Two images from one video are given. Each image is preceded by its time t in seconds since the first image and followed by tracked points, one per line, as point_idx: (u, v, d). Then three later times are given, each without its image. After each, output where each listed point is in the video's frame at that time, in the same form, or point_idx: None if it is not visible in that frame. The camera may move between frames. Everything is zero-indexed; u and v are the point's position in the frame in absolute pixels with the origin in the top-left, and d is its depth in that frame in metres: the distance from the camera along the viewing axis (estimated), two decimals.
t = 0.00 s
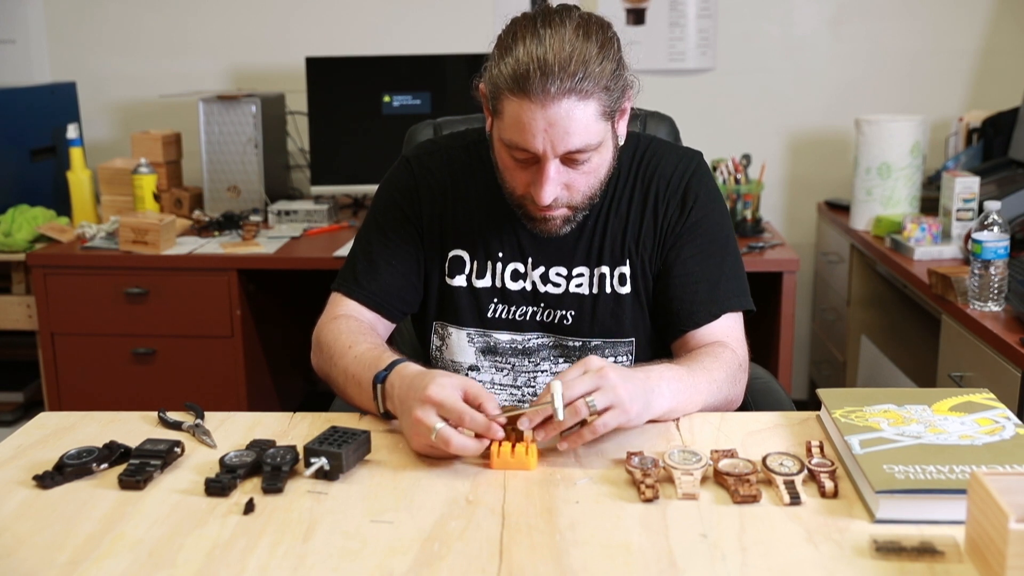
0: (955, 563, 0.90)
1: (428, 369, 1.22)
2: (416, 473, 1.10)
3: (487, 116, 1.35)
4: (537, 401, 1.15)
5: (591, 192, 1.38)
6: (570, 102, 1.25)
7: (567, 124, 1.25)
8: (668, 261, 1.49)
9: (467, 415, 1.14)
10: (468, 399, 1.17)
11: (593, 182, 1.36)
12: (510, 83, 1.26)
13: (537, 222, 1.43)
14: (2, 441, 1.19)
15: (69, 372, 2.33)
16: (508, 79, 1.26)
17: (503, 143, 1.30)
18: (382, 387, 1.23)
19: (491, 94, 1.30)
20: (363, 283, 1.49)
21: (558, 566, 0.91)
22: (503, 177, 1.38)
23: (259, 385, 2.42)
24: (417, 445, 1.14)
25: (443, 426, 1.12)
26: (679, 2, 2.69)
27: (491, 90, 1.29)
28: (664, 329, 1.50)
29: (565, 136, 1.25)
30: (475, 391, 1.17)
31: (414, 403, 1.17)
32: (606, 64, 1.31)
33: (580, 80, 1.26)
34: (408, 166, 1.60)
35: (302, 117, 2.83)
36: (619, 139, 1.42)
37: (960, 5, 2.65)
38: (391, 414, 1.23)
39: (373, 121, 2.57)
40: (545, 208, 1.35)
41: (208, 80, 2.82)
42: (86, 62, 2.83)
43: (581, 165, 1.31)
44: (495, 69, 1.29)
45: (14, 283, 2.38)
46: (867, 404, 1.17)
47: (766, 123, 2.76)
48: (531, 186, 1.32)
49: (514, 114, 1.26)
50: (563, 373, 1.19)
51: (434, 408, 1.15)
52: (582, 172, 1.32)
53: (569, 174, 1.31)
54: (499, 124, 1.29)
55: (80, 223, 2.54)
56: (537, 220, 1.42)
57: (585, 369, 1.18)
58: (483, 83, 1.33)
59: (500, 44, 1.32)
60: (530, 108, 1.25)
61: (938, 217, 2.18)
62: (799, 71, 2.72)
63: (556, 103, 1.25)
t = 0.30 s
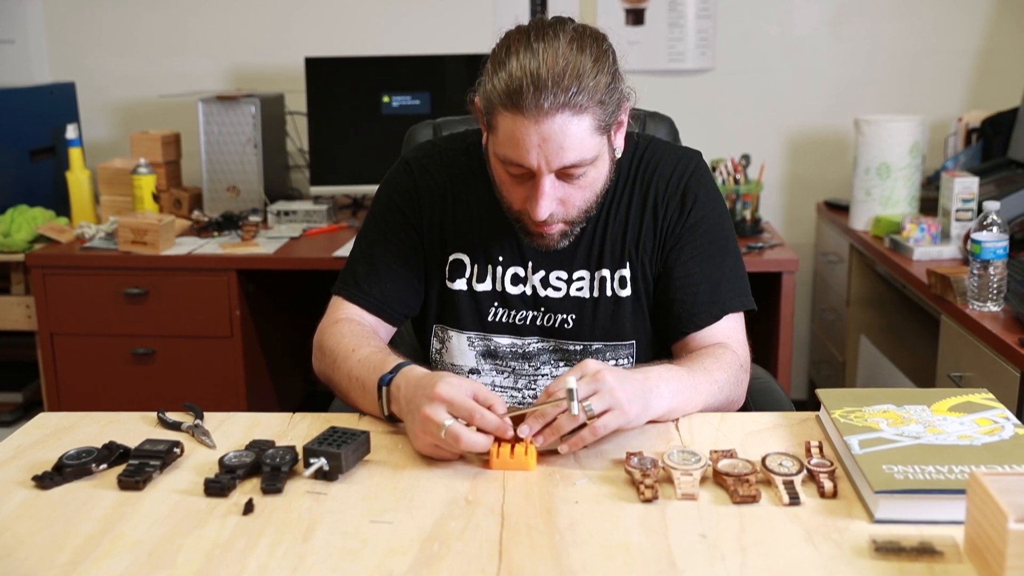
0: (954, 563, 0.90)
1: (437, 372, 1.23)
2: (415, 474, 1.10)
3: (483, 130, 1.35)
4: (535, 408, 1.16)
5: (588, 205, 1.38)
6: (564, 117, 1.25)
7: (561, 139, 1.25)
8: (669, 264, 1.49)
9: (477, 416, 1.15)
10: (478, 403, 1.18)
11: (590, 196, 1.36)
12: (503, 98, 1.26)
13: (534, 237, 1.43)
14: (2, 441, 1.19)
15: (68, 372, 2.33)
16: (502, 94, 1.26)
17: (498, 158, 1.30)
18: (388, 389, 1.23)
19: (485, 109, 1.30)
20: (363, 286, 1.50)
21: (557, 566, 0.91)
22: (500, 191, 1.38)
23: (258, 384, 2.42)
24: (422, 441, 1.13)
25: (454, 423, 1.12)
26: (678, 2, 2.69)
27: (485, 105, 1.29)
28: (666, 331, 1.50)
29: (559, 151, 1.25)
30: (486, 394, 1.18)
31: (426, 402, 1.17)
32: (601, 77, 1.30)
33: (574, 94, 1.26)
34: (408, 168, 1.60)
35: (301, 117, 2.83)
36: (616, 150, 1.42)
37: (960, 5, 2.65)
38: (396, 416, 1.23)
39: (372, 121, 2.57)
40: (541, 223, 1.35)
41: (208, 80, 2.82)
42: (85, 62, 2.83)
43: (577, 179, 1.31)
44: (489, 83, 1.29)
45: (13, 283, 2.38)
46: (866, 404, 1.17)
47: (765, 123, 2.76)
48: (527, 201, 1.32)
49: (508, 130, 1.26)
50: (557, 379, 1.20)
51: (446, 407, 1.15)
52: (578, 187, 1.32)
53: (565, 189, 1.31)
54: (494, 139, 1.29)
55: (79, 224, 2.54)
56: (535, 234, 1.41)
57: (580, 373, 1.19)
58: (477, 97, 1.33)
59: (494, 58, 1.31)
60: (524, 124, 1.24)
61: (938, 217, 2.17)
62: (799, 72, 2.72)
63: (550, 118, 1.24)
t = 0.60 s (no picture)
0: (954, 563, 0.90)
1: (438, 371, 1.23)
2: (414, 473, 1.10)
3: (480, 137, 1.35)
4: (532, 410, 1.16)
5: (586, 213, 1.38)
6: (561, 126, 1.25)
7: (558, 149, 1.25)
8: (668, 265, 1.49)
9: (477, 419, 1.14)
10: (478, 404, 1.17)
11: (588, 204, 1.36)
12: (501, 107, 1.26)
13: (532, 244, 1.42)
14: (1, 441, 1.19)
15: (67, 372, 2.33)
16: (499, 102, 1.26)
17: (495, 167, 1.30)
18: (389, 389, 1.23)
19: (483, 117, 1.30)
20: (363, 287, 1.50)
21: (556, 566, 0.91)
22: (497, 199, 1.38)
23: (258, 384, 2.41)
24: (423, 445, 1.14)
25: (455, 428, 1.12)
26: (677, 2, 2.69)
27: (482, 113, 1.29)
28: (666, 332, 1.51)
29: (556, 160, 1.25)
30: (485, 395, 1.18)
31: (426, 405, 1.16)
32: (599, 85, 1.30)
33: (571, 103, 1.26)
34: (407, 168, 1.60)
35: (300, 117, 2.83)
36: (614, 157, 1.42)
37: (958, 5, 2.65)
38: (398, 415, 1.23)
39: (370, 120, 2.57)
40: (539, 231, 1.35)
41: (207, 80, 2.82)
42: (84, 62, 2.83)
43: (575, 188, 1.31)
44: (486, 91, 1.28)
45: (13, 283, 2.38)
46: (864, 403, 1.17)
47: (764, 123, 2.76)
48: (524, 210, 1.32)
49: (506, 139, 1.26)
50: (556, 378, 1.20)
51: (446, 411, 1.15)
52: (575, 196, 1.32)
53: (563, 198, 1.31)
54: (491, 148, 1.29)
55: (78, 224, 2.53)
56: (533, 242, 1.42)
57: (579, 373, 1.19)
58: (475, 104, 1.33)
59: (491, 65, 1.31)
60: (522, 133, 1.24)
61: (937, 217, 2.17)
62: (798, 71, 2.73)
63: (547, 127, 1.24)
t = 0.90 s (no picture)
0: (953, 563, 0.90)
1: (424, 369, 1.22)
2: (414, 474, 1.10)
3: (473, 144, 1.34)
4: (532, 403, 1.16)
5: (582, 217, 1.38)
6: (554, 133, 1.24)
7: (552, 156, 1.25)
8: (666, 264, 1.49)
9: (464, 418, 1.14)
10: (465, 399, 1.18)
11: (583, 208, 1.36)
12: (493, 115, 1.26)
13: (527, 250, 1.42)
14: (1, 441, 1.19)
15: (67, 372, 2.33)
16: (491, 110, 1.26)
17: (489, 174, 1.29)
18: (379, 390, 1.23)
19: (475, 125, 1.30)
20: (360, 293, 1.50)
21: (556, 566, 0.91)
22: (492, 205, 1.38)
23: (258, 384, 2.41)
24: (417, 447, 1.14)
25: (442, 429, 1.12)
26: (678, 2, 2.69)
27: (475, 121, 1.29)
28: (666, 331, 1.51)
29: (550, 167, 1.25)
30: (473, 391, 1.17)
31: (412, 407, 1.17)
32: (591, 90, 1.29)
33: (563, 109, 1.25)
34: (402, 172, 1.59)
35: (300, 117, 2.83)
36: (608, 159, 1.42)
37: (958, 5, 2.65)
38: (393, 417, 1.23)
39: (370, 119, 2.57)
40: (535, 237, 1.35)
41: (207, 80, 2.82)
42: (84, 62, 2.83)
43: (570, 193, 1.31)
44: (477, 99, 1.28)
45: (12, 283, 2.38)
46: (864, 403, 1.17)
47: (764, 123, 2.76)
48: (520, 216, 1.32)
49: (499, 147, 1.25)
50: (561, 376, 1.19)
51: (434, 411, 1.15)
52: (571, 201, 1.32)
53: (558, 203, 1.31)
54: (485, 156, 1.29)
55: (78, 224, 2.53)
56: (528, 248, 1.42)
57: (583, 373, 1.18)
58: (467, 112, 1.33)
59: (481, 72, 1.31)
60: (515, 141, 1.24)
61: (937, 217, 2.17)
62: (798, 71, 2.72)
63: (540, 134, 1.24)
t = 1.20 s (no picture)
0: (953, 563, 0.90)
1: (426, 367, 1.23)
2: (414, 474, 1.10)
3: (461, 139, 1.35)
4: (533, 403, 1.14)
5: (572, 208, 1.38)
6: (536, 123, 1.24)
7: (535, 146, 1.25)
8: (661, 259, 1.49)
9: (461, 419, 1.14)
10: (465, 401, 1.17)
11: (573, 199, 1.36)
12: (475, 108, 1.26)
13: (519, 244, 1.42)
14: (1, 441, 1.19)
15: (67, 372, 2.33)
16: (474, 103, 1.26)
17: (476, 168, 1.30)
18: (382, 390, 1.24)
19: (460, 119, 1.30)
20: (358, 293, 1.50)
21: (556, 566, 0.91)
22: (482, 199, 1.38)
23: (258, 384, 2.42)
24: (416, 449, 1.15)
25: (439, 431, 1.12)
26: (678, 2, 2.69)
27: (460, 115, 1.29)
28: (664, 326, 1.51)
29: (534, 158, 1.25)
30: (470, 393, 1.17)
31: (409, 407, 1.17)
32: (573, 79, 1.29)
33: (545, 99, 1.25)
34: (400, 171, 1.59)
35: (301, 117, 2.83)
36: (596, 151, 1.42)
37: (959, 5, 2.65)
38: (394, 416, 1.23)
39: (370, 119, 2.57)
40: (525, 229, 1.35)
41: (207, 80, 2.82)
42: (84, 62, 2.83)
43: (557, 184, 1.30)
44: (461, 94, 1.28)
45: (13, 283, 2.38)
46: (865, 403, 1.17)
47: (764, 123, 2.76)
48: (508, 209, 1.32)
49: (483, 139, 1.26)
50: (568, 373, 1.15)
51: (431, 413, 1.15)
52: (559, 191, 1.32)
53: (545, 194, 1.31)
54: (471, 149, 1.29)
55: (78, 224, 2.54)
56: (520, 242, 1.42)
57: (592, 376, 1.15)
58: (452, 108, 1.33)
59: (464, 67, 1.31)
60: (498, 132, 1.24)
61: (937, 217, 2.17)
62: (798, 71, 2.72)
63: (522, 125, 1.24)
